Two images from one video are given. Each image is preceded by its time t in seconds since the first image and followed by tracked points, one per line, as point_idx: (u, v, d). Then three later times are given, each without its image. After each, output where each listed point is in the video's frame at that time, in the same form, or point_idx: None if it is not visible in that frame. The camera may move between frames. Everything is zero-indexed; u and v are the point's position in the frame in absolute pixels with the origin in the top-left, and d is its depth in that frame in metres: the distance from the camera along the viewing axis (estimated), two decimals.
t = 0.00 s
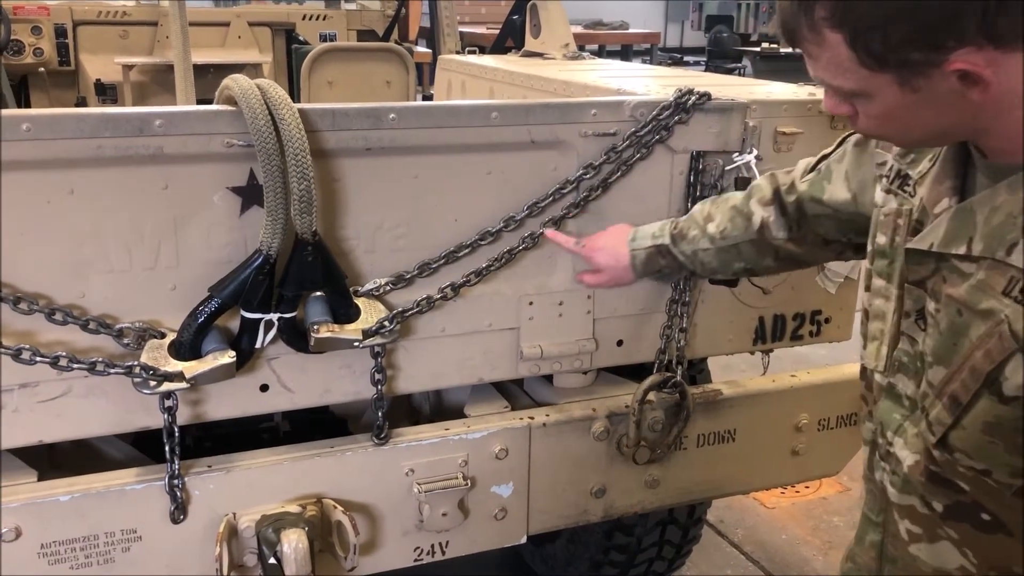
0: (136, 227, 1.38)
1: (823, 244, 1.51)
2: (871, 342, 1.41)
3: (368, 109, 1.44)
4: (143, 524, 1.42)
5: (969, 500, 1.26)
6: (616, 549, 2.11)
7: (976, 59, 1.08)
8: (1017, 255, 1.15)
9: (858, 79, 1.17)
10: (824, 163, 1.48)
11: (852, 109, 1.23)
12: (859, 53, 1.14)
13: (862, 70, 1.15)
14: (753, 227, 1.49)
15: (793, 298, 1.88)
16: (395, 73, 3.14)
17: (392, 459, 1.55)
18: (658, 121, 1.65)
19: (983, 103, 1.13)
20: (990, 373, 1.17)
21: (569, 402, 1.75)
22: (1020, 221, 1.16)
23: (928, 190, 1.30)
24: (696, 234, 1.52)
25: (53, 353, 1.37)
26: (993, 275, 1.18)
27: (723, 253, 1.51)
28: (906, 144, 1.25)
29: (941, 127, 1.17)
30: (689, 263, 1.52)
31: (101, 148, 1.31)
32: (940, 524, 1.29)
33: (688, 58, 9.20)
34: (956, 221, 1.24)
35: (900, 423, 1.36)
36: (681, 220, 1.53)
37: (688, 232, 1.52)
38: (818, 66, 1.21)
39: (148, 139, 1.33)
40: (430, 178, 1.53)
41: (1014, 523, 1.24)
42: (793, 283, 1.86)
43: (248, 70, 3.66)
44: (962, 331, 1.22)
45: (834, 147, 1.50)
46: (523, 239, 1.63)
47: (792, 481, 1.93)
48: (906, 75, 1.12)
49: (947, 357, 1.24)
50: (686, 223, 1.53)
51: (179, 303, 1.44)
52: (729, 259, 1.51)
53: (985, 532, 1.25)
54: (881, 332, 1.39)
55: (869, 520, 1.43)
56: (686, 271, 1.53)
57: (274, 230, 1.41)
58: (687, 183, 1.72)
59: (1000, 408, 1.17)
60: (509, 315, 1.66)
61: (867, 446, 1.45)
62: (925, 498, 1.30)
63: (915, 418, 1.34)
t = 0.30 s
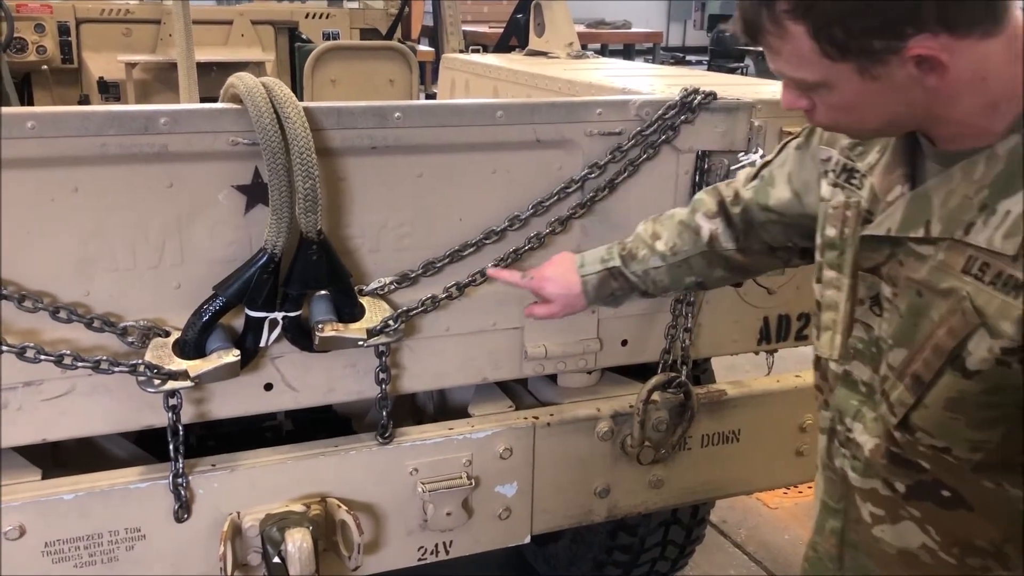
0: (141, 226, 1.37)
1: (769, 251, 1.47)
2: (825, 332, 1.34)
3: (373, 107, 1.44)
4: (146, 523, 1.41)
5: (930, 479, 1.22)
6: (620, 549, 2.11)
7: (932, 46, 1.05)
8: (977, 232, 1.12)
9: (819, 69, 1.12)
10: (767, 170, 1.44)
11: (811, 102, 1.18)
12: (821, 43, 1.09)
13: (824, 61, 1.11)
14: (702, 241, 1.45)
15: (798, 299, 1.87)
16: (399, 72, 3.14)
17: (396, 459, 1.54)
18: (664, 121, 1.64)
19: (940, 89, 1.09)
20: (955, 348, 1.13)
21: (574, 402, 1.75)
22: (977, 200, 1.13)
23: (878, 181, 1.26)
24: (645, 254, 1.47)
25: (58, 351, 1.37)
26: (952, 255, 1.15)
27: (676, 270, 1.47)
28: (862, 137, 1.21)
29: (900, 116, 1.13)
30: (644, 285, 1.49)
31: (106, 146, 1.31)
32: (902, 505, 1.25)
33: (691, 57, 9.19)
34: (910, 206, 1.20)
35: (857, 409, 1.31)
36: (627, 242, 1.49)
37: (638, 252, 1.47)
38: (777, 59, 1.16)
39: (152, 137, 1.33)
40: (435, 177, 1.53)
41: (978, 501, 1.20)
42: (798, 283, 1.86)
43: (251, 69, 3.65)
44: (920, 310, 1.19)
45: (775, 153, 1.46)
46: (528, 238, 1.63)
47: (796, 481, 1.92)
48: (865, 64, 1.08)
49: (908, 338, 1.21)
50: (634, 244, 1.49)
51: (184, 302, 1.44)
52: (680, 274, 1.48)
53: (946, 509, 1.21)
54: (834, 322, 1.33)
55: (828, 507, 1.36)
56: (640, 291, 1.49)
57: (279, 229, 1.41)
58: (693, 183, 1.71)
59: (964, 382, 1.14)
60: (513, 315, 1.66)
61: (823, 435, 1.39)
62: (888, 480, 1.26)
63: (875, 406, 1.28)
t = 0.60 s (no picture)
0: (149, 222, 1.37)
1: (726, 252, 1.48)
2: (788, 323, 1.35)
3: (382, 104, 1.43)
4: (154, 519, 1.41)
5: (897, 461, 1.23)
6: (624, 547, 2.10)
7: (885, 44, 1.04)
8: (935, 220, 1.12)
9: (776, 72, 1.09)
10: (720, 172, 1.45)
11: (767, 104, 1.15)
12: (778, 46, 1.06)
13: (781, 64, 1.08)
14: (660, 246, 1.47)
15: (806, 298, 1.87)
16: (402, 69, 3.14)
17: (403, 456, 1.54)
18: (674, 118, 1.64)
19: (893, 86, 1.08)
20: (915, 334, 1.13)
21: (581, 400, 1.74)
22: (932, 188, 1.14)
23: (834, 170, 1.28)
24: (605, 264, 1.49)
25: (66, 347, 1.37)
26: (912, 243, 1.15)
27: (636, 276, 1.49)
28: (816, 135, 1.19)
29: (856, 115, 1.12)
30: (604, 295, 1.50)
31: (115, 141, 1.31)
32: (871, 488, 1.27)
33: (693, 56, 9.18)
34: (867, 198, 1.21)
35: (824, 397, 1.33)
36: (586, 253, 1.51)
37: (597, 262, 1.50)
38: (732, 62, 1.13)
39: (162, 132, 1.33)
40: (444, 174, 1.52)
41: (943, 479, 1.20)
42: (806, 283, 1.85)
43: (255, 65, 3.64)
44: (881, 298, 1.19)
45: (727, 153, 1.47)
46: (536, 235, 1.62)
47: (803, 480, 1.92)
48: (821, 65, 1.06)
49: (870, 326, 1.20)
50: (592, 254, 1.51)
51: (193, 297, 1.44)
52: (641, 281, 1.50)
53: (914, 489, 1.23)
54: (795, 313, 1.34)
55: (800, 495, 1.39)
56: (601, 301, 1.50)
57: (288, 225, 1.40)
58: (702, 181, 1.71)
59: (928, 366, 1.13)
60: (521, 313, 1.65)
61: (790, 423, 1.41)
62: (856, 465, 1.27)
63: (840, 393, 1.30)
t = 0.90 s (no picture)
0: (158, 217, 1.36)
1: (690, 243, 1.55)
2: (758, 317, 1.42)
3: (392, 100, 1.43)
4: (162, 515, 1.41)
5: (868, 451, 1.32)
6: (629, 545, 2.10)
7: (856, 48, 1.10)
8: (903, 217, 1.19)
9: (751, 78, 1.15)
10: (685, 164, 1.50)
11: (743, 108, 1.22)
12: (752, 54, 1.12)
13: (756, 70, 1.14)
14: (627, 238, 1.52)
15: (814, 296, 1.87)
16: (404, 63, 3.10)
17: (412, 453, 1.54)
18: (683, 116, 1.63)
19: (866, 88, 1.14)
20: (887, 328, 1.20)
21: (588, 398, 1.74)
22: (900, 186, 1.20)
23: (805, 170, 1.33)
24: (572, 256, 1.52)
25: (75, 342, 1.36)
26: (881, 240, 1.22)
27: (605, 267, 1.53)
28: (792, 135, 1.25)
29: (831, 117, 1.18)
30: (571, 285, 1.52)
31: (124, 136, 1.30)
32: (843, 477, 1.36)
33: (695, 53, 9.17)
34: (836, 196, 1.27)
35: (796, 390, 1.40)
36: (552, 246, 1.53)
37: (564, 255, 1.51)
38: (708, 70, 1.19)
39: (171, 127, 1.32)
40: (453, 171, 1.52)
41: (911, 467, 1.29)
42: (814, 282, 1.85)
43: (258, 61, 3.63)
44: (852, 294, 1.26)
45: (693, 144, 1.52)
46: (544, 233, 1.62)
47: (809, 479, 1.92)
48: (795, 70, 1.12)
49: (840, 320, 1.27)
50: (559, 246, 1.52)
51: (201, 293, 1.43)
52: (609, 273, 1.53)
53: (885, 477, 1.31)
54: (766, 307, 1.41)
55: (772, 485, 1.48)
56: (568, 294, 1.53)
57: (297, 222, 1.40)
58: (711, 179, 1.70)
59: (898, 359, 1.21)
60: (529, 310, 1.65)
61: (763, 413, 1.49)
62: (828, 455, 1.36)
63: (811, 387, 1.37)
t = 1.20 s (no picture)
0: (165, 216, 1.36)
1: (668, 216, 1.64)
2: (720, 297, 1.50)
3: (401, 100, 1.43)
4: (167, 515, 1.40)
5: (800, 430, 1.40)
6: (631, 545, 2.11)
7: (819, 64, 1.07)
8: (816, 225, 1.23)
9: (716, 99, 1.12)
10: (664, 139, 1.57)
11: (707, 124, 1.18)
12: (718, 76, 1.08)
13: (723, 90, 1.10)
14: (607, 208, 1.58)
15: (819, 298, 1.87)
16: (405, 62, 3.09)
17: (417, 453, 1.54)
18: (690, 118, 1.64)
19: (829, 99, 1.12)
20: (793, 326, 1.25)
21: (595, 399, 1.73)
22: (818, 196, 1.24)
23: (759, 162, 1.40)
24: (553, 225, 1.56)
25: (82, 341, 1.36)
26: (793, 245, 1.27)
27: (585, 236, 1.59)
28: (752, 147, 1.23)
29: (794, 129, 1.16)
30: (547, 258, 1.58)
31: (132, 135, 1.30)
32: (781, 450, 1.44)
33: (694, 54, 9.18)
34: (767, 197, 1.33)
35: (746, 362, 1.47)
36: (533, 214, 1.56)
37: (546, 225, 1.55)
38: (674, 91, 1.15)
39: (180, 126, 1.32)
40: (460, 170, 1.51)
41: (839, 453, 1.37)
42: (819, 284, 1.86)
43: (259, 59, 3.62)
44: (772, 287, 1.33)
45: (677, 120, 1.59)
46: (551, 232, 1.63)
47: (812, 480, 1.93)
48: (761, 89, 1.08)
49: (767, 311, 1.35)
50: (540, 215, 1.55)
51: (207, 292, 1.43)
52: (589, 241, 1.60)
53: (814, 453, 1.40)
54: (727, 287, 1.49)
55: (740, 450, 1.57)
56: (547, 262, 1.58)
57: (305, 221, 1.40)
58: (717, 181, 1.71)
59: (803, 356, 1.25)
60: (536, 310, 1.65)
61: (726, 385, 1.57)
62: (768, 429, 1.44)
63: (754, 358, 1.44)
